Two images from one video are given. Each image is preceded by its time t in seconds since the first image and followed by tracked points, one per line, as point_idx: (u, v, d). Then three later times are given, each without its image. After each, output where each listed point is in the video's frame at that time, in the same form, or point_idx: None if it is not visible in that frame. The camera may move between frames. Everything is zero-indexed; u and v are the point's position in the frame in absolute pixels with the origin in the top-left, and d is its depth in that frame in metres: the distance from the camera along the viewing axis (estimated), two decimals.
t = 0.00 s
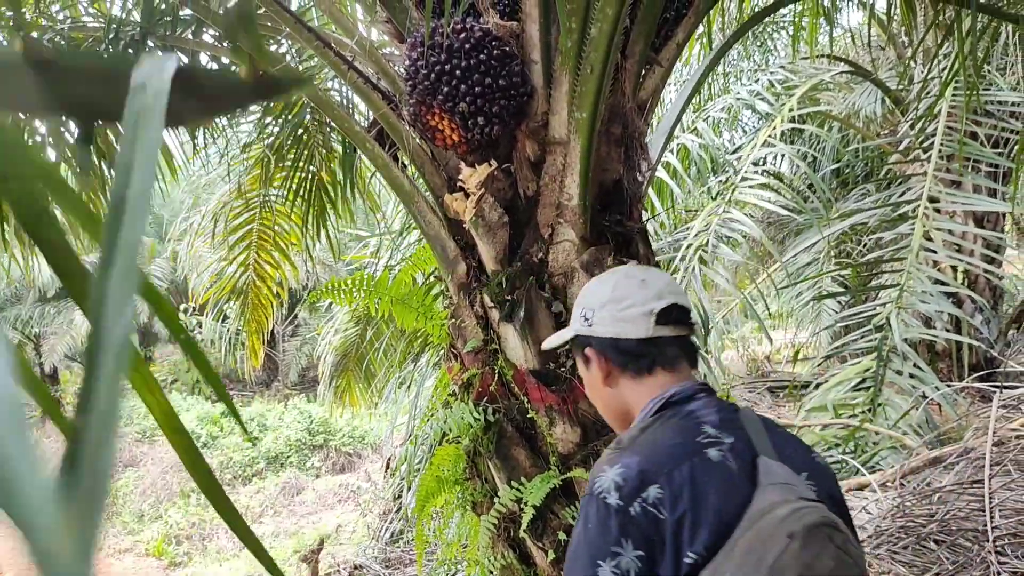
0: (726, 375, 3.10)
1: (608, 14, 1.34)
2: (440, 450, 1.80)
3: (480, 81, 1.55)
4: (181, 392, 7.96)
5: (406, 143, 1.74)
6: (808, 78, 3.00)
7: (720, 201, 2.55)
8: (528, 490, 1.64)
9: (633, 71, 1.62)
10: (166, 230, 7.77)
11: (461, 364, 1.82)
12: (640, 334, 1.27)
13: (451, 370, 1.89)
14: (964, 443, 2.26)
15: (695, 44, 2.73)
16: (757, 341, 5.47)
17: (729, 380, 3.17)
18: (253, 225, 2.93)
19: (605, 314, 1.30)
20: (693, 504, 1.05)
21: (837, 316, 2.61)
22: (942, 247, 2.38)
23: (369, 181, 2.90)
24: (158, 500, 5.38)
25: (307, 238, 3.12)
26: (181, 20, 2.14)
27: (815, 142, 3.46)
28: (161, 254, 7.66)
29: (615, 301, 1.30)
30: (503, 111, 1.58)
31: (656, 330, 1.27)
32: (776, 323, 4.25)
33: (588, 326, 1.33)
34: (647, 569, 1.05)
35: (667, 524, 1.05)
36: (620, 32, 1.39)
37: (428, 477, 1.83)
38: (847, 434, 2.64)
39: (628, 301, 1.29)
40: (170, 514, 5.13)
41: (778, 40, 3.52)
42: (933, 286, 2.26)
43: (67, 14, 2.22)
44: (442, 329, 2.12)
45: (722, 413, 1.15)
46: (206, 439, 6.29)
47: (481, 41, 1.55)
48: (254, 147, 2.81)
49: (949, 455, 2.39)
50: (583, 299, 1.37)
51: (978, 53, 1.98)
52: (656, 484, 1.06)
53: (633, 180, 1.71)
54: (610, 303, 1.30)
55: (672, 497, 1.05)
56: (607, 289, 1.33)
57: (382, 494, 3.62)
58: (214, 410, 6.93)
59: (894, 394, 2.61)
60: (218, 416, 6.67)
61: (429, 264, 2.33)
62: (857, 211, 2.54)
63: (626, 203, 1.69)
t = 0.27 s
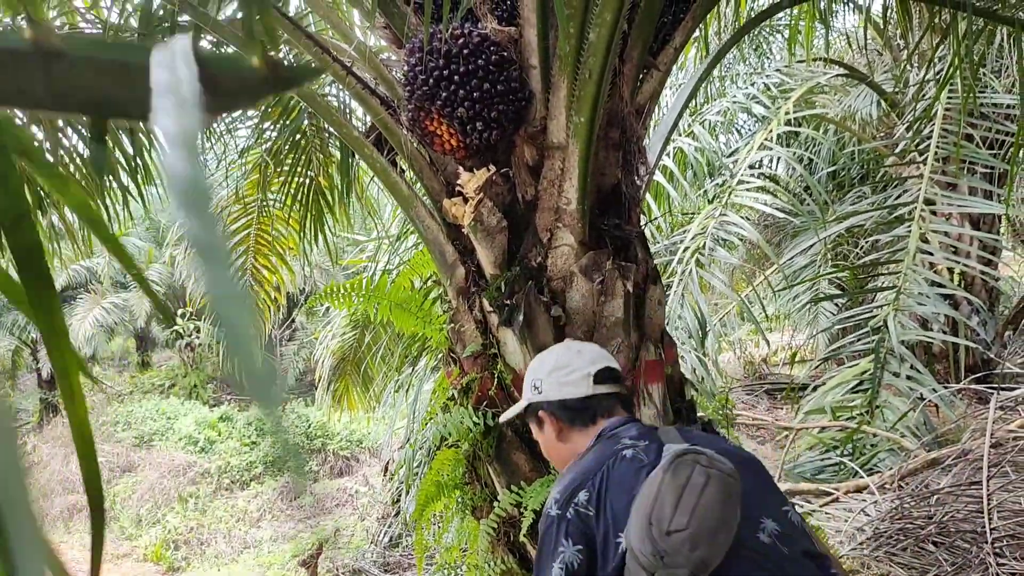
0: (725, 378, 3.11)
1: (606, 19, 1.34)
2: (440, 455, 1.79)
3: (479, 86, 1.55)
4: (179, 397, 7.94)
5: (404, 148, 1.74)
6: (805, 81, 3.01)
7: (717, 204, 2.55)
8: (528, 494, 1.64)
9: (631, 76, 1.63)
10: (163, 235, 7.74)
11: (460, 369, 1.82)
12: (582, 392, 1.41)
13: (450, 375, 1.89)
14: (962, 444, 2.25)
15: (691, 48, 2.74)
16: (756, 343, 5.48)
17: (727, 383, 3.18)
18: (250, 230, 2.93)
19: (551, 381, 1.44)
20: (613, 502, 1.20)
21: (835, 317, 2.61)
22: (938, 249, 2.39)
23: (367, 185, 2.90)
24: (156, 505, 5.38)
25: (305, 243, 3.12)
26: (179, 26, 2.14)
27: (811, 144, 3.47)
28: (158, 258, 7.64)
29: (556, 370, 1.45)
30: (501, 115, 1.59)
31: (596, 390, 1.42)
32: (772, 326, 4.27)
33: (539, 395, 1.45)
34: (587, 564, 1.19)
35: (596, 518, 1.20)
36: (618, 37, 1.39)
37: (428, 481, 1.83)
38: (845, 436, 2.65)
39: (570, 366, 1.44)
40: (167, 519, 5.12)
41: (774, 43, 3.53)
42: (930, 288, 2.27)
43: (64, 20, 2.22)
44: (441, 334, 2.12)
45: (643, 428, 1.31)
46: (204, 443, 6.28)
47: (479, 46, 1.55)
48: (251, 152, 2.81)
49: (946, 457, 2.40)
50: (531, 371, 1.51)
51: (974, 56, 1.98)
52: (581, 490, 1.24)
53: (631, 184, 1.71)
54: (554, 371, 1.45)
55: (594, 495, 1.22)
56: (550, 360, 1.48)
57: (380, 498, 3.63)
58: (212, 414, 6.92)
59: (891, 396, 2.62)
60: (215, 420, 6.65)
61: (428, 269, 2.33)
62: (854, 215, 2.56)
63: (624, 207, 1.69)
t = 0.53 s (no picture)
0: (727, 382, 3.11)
1: (605, 22, 1.34)
2: (441, 460, 1.79)
3: (478, 90, 1.54)
4: (181, 401, 7.95)
5: (404, 151, 1.73)
6: (805, 84, 3.01)
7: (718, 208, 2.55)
8: (528, 500, 1.67)
9: (632, 79, 1.63)
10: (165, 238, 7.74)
11: (461, 373, 1.82)
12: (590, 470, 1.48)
13: (451, 379, 1.89)
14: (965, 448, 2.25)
15: (691, 51, 2.74)
16: (758, 345, 5.47)
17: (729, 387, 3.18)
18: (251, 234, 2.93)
19: (561, 460, 1.49)
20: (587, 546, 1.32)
21: (836, 320, 2.61)
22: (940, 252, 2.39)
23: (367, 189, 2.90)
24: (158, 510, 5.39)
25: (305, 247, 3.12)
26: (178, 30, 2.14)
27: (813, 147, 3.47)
28: (160, 262, 7.64)
29: (567, 454, 1.49)
30: (501, 119, 1.58)
31: (604, 466, 1.50)
32: (775, 328, 4.26)
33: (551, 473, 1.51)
34: None
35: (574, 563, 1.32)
36: (617, 40, 1.39)
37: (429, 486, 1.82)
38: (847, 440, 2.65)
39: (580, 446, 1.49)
40: (169, 524, 5.13)
41: (775, 45, 3.52)
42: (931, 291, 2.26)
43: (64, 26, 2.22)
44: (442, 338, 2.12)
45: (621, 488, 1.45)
46: (206, 448, 6.28)
47: (479, 50, 1.54)
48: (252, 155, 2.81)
49: (948, 461, 2.39)
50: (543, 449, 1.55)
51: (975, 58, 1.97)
52: (566, 542, 1.38)
53: (632, 187, 1.71)
54: (564, 451, 1.50)
55: (571, 542, 1.36)
56: (560, 439, 1.52)
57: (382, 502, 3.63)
58: (214, 418, 6.92)
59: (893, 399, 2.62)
60: (217, 424, 6.65)
61: (428, 272, 2.33)
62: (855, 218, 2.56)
63: (625, 210, 1.69)
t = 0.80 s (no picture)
0: (737, 387, 3.09)
1: (616, 23, 1.34)
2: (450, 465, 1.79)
3: (489, 92, 1.55)
4: (190, 407, 7.96)
5: (415, 155, 1.75)
6: (815, 88, 3.00)
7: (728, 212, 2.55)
8: (540, 504, 1.62)
9: (642, 82, 1.63)
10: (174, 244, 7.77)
11: (470, 377, 1.82)
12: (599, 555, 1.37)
13: (461, 383, 1.89)
14: (977, 453, 2.24)
15: (700, 54, 2.73)
16: (767, 351, 5.45)
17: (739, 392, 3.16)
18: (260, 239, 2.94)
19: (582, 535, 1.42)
20: None
21: (847, 325, 2.59)
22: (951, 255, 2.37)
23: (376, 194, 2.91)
24: (166, 514, 5.40)
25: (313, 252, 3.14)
26: (189, 36, 2.15)
27: (822, 151, 3.46)
28: (170, 268, 7.67)
29: (593, 541, 1.39)
30: (511, 122, 1.58)
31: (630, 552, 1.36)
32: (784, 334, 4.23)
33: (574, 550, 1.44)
34: None
35: None
36: (628, 42, 1.39)
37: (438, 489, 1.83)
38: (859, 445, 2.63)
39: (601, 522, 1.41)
40: (178, 529, 5.13)
41: (784, 49, 3.52)
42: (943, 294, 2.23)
43: (75, 31, 2.23)
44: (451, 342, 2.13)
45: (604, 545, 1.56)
46: (214, 453, 6.28)
47: (489, 52, 1.54)
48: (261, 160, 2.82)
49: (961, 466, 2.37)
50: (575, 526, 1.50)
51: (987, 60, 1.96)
52: None
53: (642, 190, 1.71)
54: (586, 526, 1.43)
55: None
56: (587, 516, 1.45)
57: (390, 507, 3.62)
58: (222, 424, 6.93)
59: (905, 404, 2.60)
60: (226, 430, 6.66)
61: (438, 277, 2.33)
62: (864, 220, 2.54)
63: (635, 213, 1.69)
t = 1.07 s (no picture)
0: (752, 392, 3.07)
1: (631, 32, 1.34)
2: (465, 473, 1.80)
3: (503, 101, 1.55)
4: (206, 408, 8.01)
5: (428, 163, 1.75)
6: (830, 90, 2.98)
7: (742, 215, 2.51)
8: (553, 513, 1.62)
9: (657, 89, 1.62)
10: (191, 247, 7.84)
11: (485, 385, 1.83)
12: None
13: (476, 391, 1.89)
14: (996, 459, 2.22)
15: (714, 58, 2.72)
16: (783, 353, 5.41)
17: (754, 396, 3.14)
18: (275, 244, 2.96)
19: None
20: None
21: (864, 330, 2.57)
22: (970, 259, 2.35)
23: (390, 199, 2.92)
24: (183, 516, 5.44)
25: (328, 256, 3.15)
26: (205, 45, 2.16)
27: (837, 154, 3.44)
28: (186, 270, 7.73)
29: None
30: (525, 130, 1.59)
31: None
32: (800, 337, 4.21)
33: None
34: None
35: None
36: (642, 50, 1.39)
37: (454, 497, 1.83)
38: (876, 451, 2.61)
39: None
40: (194, 530, 5.17)
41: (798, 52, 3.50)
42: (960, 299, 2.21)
43: (93, 40, 2.25)
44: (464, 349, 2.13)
45: None
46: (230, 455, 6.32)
47: (503, 61, 1.55)
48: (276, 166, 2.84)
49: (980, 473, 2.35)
50: None
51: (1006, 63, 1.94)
52: None
53: (657, 198, 1.70)
54: None
55: None
56: None
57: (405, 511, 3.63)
58: (238, 425, 6.97)
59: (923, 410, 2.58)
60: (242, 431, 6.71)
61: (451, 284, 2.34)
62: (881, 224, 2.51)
63: (650, 221, 1.68)
